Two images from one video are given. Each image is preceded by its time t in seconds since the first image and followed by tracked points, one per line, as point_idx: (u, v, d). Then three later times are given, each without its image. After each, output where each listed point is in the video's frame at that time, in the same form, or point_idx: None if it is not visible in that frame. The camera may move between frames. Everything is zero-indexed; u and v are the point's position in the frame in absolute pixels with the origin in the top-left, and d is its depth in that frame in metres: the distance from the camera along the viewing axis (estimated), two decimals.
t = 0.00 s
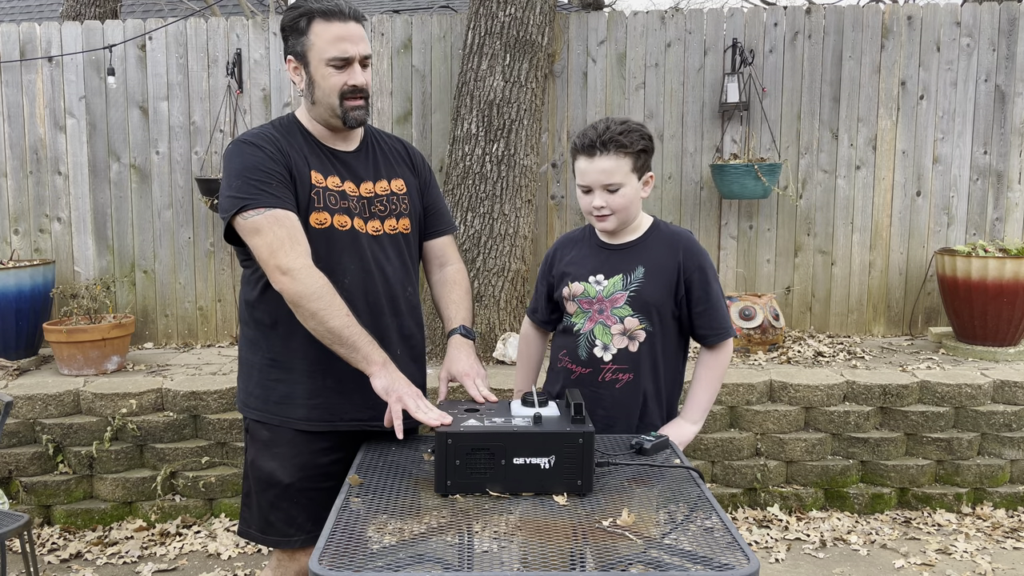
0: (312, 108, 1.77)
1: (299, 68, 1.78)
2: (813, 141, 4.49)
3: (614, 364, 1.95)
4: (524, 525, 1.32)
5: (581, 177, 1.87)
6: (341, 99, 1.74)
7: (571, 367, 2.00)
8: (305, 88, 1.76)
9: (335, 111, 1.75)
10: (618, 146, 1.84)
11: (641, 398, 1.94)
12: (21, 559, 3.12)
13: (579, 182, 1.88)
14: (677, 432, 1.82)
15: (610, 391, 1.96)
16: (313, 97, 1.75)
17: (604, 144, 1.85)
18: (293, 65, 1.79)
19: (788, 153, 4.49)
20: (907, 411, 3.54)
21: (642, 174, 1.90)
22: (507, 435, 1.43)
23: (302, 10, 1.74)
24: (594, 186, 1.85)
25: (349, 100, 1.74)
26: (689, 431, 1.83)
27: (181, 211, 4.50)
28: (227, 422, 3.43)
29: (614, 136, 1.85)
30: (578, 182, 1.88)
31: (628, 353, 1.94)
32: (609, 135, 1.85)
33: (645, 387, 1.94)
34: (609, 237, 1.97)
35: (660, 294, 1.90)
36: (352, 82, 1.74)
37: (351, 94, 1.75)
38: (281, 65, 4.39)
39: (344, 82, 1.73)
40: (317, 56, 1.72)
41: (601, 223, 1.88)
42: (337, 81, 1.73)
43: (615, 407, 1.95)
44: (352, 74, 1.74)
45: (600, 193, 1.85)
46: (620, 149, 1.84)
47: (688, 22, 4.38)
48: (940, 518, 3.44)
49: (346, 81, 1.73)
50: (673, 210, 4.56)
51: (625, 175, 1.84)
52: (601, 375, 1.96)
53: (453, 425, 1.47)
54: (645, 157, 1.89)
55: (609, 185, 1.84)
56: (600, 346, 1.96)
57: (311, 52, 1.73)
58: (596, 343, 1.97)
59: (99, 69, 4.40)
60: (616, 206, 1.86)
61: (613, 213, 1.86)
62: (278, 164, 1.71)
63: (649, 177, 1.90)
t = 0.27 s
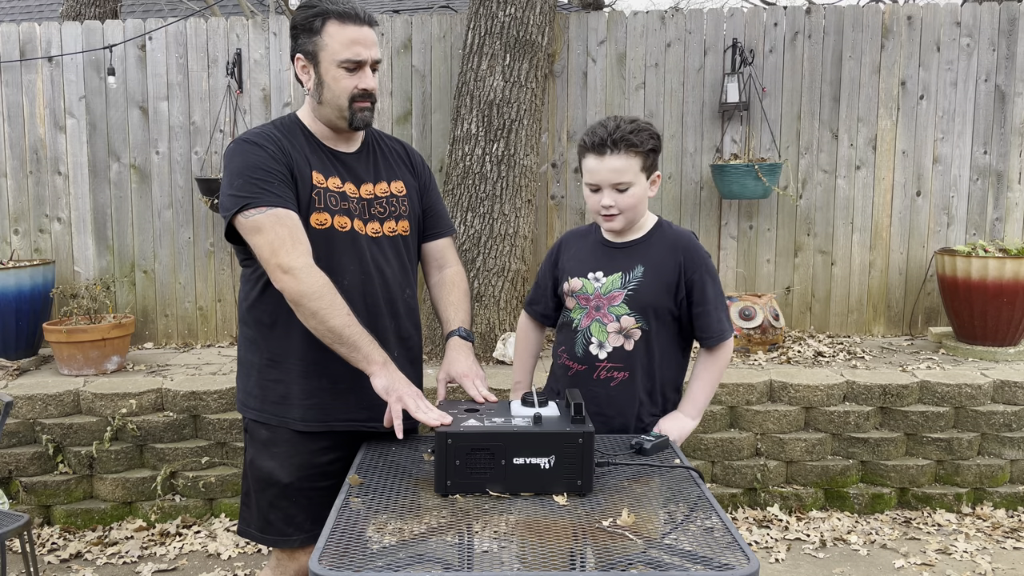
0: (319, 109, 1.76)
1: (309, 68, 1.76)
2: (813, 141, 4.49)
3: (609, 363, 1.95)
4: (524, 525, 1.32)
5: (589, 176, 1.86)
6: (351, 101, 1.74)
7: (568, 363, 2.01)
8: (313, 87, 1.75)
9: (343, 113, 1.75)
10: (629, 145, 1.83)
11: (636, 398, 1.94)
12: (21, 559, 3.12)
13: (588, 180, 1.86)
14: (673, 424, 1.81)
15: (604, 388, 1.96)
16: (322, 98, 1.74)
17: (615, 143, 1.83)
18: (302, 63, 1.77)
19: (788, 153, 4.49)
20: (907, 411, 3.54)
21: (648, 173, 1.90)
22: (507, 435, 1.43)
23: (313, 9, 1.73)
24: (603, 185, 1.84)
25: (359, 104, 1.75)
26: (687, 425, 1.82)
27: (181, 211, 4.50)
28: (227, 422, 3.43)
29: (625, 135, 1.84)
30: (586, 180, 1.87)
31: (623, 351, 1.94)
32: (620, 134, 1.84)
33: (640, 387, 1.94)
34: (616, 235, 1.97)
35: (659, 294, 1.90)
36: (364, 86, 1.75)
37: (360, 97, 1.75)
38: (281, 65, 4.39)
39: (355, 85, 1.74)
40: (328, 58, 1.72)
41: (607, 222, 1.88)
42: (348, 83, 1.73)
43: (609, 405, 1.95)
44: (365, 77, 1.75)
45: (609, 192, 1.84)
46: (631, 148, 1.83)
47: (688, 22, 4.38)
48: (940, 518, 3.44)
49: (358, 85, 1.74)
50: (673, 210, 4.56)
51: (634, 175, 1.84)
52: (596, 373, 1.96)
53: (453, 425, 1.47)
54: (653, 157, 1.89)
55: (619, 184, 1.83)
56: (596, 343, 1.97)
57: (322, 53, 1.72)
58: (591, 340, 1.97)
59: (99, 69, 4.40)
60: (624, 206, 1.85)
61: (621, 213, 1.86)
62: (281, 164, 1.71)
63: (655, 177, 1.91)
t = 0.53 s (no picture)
0: (329, 108, 1.75)
1: (321, 66, 1.75)
2: (813, 141, 4.49)
3: (613, 359, 1.94)
4: (524, 525, 1.32)
5: (593, 175, 1.85)
6: (362, 103, 1.75)
7: (571, 359, 2.01)
8: (325, 86, 1.74)
9: (354, 115, 1.75)
10: (634, 143, 1.83)
11: (640, 394, 1.93)
12: (21, 559, 3.12)
13: (592, 179, 1.86)
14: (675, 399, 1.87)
15: (607, 385, 1.95)
16: (333, 97, 1.74)
17: (620, 142, 1.83)
18: (314, 61, 1.75)
19: (788, 153, 4.49)
20: (907, 411, 3.54)
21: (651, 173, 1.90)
22: (507, 435, 1.43)
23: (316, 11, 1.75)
24: (608, 183, 1.84)
25: (371, 106, 1.76)
26: (688, 401, 1.88)
27: (181, 211, 4.50)
28: (227, 422, 3.43)
29: (631, 133, 1.83)
30: (590, 178, 1.86)
31: (627, 348, 1.93)
32: (625, 132, 1.83)
33: (643, 385, 1.93)
34: (619, 234, 1.96)
35: (665, 290, 1.90)
36: (376, 89, 1.76)
37: (372, 100, 1.76)
38: (281, 65, 4.39)
39: (369, 87, 1.75)
40: (345, 59, 1.72)
41: (611, 222, 1.88)
42: (362, 85, 1.74)
43: (612, 401, 1.94)
44: (378, 80, 1.76)
45: (614, 191, 1.84)
46: (637, 147, 1.83)
47: (688, 22, 4.38)
48: (940, 518, 3.44)
49: (371, 87, 1.75)
50: (673, 210, 4.55)
51: (640, 174, 1.84)
52: (599, 369, 1.96)
53: (453, 425, 1.47)
54: (656, 157, 1.90)
55: (624, 184, 1.83)
56: (600, 339, 1.96)
57: (339, 53, 1.72)
58: (596, 337, 1.97)
59: (99, 69, 4.40)
60: (629, 206, 1.85)
61: (625, 213, 1.86)
62: (282, 163, 1.71)
63: (658, 176, 1.92)
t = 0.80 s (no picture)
0: (333, 109, 1.75)
1: (328, 66, 1.76)
2: (813, 141, 4.48)
3: (607, 355, 1.95)
4: (523, 525, 1.32)
5: (584, 175, 1.85)
6: (367, 106, 1.75)
7: (566, 355, 2.01)
8: (331, 87, 1.75)
9: (359, 117, 1.75)
10: (624, 143, 1.82)
11: (635, 390, 1.93)
12: (21, 559, 3.12)
13: (582, 179, 1.85)
14: (670, 398, 1.87)
15: (600, 380, 1.95)
16: (339, 99, 1.74)
17: (610, 142, 1.82)
18: (321, 61, 1.75)
19: (788, 153, 4.49)
20: (907, 411, 3.54)
21: (644, 172, 1.89)
22: (507, 435, 1.43)
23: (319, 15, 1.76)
24: (598, 184, 1.83)
25: (375, 110, 1.77)
26: (682, 398, 1.88)
27: (181, 211, 4.50)
28: (227, 422, 3.43)
29: (622, 133, 1.83)
30: (581, 178, 1.86)
31: (621, 343, 1.93)
32: (615, 132, 1.83)
33: (637, 380, 1.93)
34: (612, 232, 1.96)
35: (659, 286, 1.90)
36: (381, 93, 1.77)
37: (377, 103, 1.77)
38: (281, 65, 4.39)
39: (375, 91, 1.76)
40: (353, 61, 1.73)
41: (602, 222, 1.88)
42: (369, 88, 1.75)
43: (606, 396, 1.95)
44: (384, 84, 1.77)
45: (604, 191, 1.84)
46: (626, 146, 1.82)
47: (688, 22, 4.38)
48: (940, 518, 3.44)
49: (377, 91, 1.76)
50: (673, 210, 4.55)
51: (630, 174, 1.83)
52: (593, 364, 1.96)
53: (453, 425, 1.47)
54: (648, 155, 1.89)
55: (614, 183, 1.83)
56: (594, 335, 1.96)
57: (348, 55, 1.73)
58: (590, 333, 1.97)
59: (99, 69, 4.40)
60: (619, 206, 1.85)
61: (615, 213, 1.86)
62: (284, 163, 1.71)
63: (650, 175, 1.91)
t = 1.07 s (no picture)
0: (323, 110, 1.75)
1: (317, 66, 1.74)
2: (813, 141, 4.49)
3: (603, 355, 1.95)
4: (524, 525, 1.32)
5: (579, 174, 1.86)
6: (357, 107, 1.75)
7: (562, 357, 2.01)
8: (321, 87, 1.74)
9: (348, 119, 1.75)
10: (621, 145, 1.83)
11: (633, 390, 1.93)
12: (21, 559, 3.12)
13: (577, 178, 1.87)
14: (672, 402, 1.86)
15: (598, 381, 1.95)
16: (328, 99, 1.74)
17: (606, 143, 1.83)
18: (310, 61, 1.74)
19: (788, 153, 4.50)
20: (907, 411, 3.54)
21: (640, 175, 1.90)
22: (507, 435, 1.43)
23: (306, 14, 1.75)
24: (592, 184, 1.85)
25: (365, 112, 1.76)
26: (683, 403, 1.86)
27: (181, 211, 4.50)
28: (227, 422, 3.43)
29: (618, 136, 1.84)
30: (576, 178, 1.87)
31: (617, 343, 1.93)
32: (612, 134, 1.84)
33: (634, 380, 1.93)
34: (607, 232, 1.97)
35: (653, 283, 1.91)
36: (372, 94, 1.76)
37: (367, 104, 1.77)
38: (281, 65, 4.39)
39: (366, 92, 1.75)
40: (344, 61, 1.72)
41: (595, 221, 1.89)
42: (360, 89, 1.74)
43: (604, 397, 1.94)
44: (374, 85, 1.76)
45: (597, 192, 1.85)
46: (621, 149, 1.83)
47: (688, 22, 4.38)
48: (940, 518, 3.44)
49: (367, 92, 1.75)
50: (673, 211, 4.55)
51: (624, 177, 1.84)
52: (590, 365, 1.96)
53: (453, 425, 1.47)
54: (644, 159, 1.89)
55: (608, 185, 1.84)
56: (590, 335, 1.97)
57: (338, 55, 1.72)
58: (585, 333, 1.97)
59: (99, 69, 4.40)
60: (612, 207, 1.86)
61: (607, 214, 1.87)
62: (275, 162, 1.71)
63: (646, 179, 1.91)
